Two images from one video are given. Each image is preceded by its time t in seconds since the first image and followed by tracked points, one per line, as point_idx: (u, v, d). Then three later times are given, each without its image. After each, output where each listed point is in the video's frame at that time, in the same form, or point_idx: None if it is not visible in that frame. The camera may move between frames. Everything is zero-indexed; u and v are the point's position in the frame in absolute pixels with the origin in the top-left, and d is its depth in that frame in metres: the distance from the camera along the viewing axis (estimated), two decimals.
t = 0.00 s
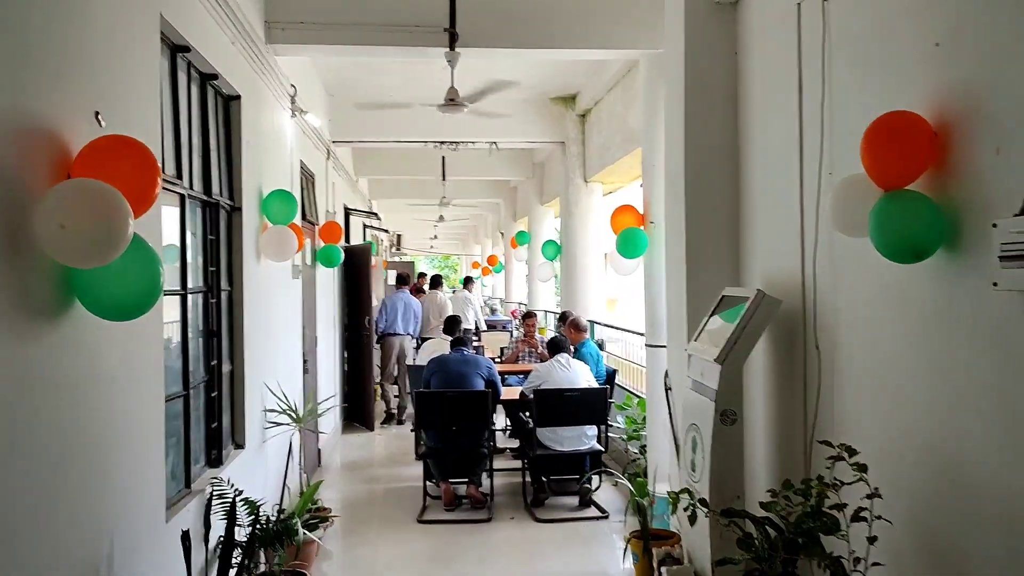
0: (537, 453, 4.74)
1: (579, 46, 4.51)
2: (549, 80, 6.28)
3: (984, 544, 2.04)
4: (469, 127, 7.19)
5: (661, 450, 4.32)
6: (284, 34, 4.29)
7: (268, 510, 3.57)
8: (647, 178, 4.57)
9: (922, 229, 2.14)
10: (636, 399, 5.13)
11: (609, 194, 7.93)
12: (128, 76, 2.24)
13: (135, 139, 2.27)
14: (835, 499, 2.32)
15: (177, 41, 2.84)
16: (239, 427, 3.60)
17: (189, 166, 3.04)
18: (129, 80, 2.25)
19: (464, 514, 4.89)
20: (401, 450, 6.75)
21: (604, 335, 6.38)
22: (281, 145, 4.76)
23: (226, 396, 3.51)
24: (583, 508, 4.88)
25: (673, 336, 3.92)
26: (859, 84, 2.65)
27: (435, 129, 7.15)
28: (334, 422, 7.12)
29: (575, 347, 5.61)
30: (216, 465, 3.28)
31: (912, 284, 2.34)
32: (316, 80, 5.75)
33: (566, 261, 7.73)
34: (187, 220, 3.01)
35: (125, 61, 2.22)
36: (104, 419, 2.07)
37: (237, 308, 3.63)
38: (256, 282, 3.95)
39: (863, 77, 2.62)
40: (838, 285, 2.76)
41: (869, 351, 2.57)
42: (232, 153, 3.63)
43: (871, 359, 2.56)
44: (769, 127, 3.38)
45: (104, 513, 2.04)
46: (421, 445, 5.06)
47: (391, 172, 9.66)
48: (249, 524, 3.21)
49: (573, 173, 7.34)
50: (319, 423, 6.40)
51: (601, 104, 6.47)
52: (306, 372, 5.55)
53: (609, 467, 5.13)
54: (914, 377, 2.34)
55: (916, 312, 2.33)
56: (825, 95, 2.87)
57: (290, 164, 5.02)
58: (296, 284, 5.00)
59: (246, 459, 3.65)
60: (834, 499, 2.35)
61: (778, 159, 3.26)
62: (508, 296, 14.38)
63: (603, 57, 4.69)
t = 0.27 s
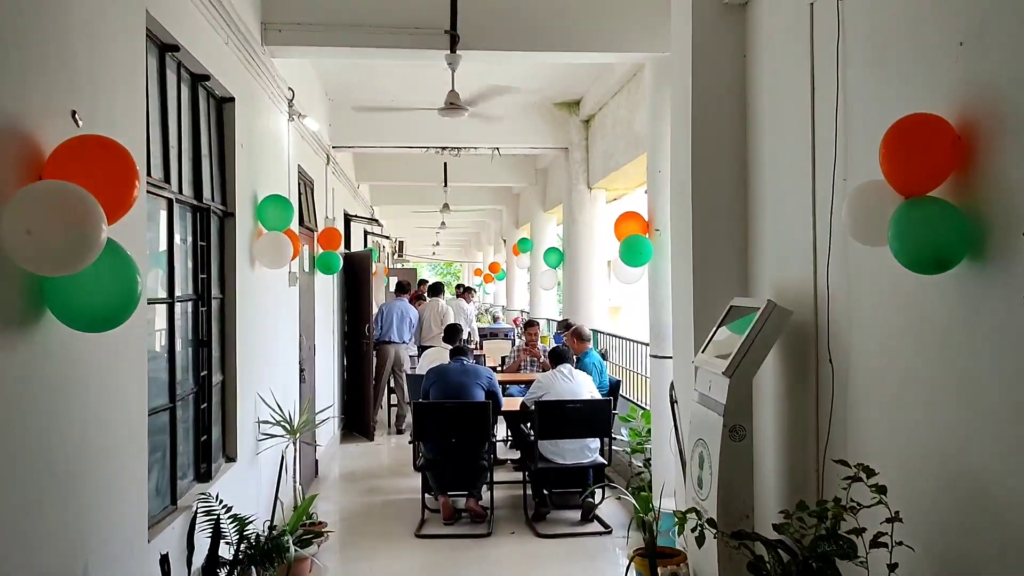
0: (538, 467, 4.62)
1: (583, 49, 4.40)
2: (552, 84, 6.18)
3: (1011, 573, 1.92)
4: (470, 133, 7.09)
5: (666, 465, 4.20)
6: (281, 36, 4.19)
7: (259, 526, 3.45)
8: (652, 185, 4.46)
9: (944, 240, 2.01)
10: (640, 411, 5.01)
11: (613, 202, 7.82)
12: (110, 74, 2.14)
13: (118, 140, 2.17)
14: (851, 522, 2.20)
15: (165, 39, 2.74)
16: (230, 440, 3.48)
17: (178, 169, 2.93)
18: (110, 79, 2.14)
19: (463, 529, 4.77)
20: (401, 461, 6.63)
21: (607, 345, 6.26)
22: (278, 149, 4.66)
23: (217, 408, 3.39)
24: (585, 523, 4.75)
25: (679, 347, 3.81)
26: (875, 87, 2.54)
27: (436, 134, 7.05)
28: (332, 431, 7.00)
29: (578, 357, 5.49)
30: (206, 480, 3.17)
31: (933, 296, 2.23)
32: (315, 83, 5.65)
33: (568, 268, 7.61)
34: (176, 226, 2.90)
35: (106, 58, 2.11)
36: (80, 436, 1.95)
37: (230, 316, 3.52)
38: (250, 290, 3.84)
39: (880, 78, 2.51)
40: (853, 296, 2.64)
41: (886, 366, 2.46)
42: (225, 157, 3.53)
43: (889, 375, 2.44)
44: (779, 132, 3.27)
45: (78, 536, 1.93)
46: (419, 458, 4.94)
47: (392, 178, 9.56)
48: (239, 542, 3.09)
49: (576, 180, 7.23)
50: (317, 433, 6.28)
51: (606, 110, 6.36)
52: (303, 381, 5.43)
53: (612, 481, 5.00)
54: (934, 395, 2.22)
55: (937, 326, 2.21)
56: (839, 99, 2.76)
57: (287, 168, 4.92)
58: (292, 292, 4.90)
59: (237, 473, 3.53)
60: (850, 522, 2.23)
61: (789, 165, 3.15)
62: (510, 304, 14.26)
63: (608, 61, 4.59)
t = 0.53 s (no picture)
0: (538, 476, 4.52)
1: (584, 50, 4.31)
2: (552, 86, 6.09)
3: None
4: (469, 136, 7.00)
5: (669, 475, 4.10)
6: (276, 34, 4.09)
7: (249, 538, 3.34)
8: (655, 189, 4.37)
9: (964, 242, 1.91)
10: (642, 419, 4.90)
11: (613, 207, 7.72)
12: (90, 65, 2.03)
13: (99, 134, 2.06)
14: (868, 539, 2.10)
15: (153, 33, 2.64)
16: (219, 448, 3.38)
17: (167, 168, 2.83)
18: (91, 69, 2.04)
19: (460, 539, 4.66)
20: (397, 469, 6.51)
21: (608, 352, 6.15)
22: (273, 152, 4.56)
23: (207, 416, 3.29)
24: (586, 534, 4.64)
25: (683, 355, 3.71)
26: (890, 85, 2.44)
27: (435, 138, 6.95)
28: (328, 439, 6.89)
29: (577, 364, 5.38)
30: (194, 490, 3.06)
31: (953, 302, 2.13)
32: (312, 84, 5.55)
33: (568, 274, 7.51)
34: (163, 227, 2.79)
35: (87, 49, 2.01)
36: (55, 446, 1.85)
37: (221, 321, 3.42)
38: (242, 294, 3.74)
39: (896, 75, 2.41)
40: (867, 302, 2.54)
41: (903, 375, 2.35)
42: (217, 157, 3.43)
43: (905, 384, 2.34)
44: (787, 133, 3.17)
45: (53, 553, 1.82)
46: (416, 467, 4.83)
47: (390, 183, 9.47)
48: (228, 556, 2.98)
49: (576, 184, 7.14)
50: (312, 441, 6.17)
51: (607, 113, 6.27)
52: (298, 388, 5.33)
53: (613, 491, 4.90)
54: (954, 405, 2.12)
55: (958, 333, 2.11)
56: (852, 98, 2.66)
57: (282, 170, 4.82)
58: (287, 297, 4.80)
59: (227, 483, 3.43)
60: (866, 540, 2.13)
61: (799, 166, 3.05)
62: (509, 311, 14.16)
63: (610, 62, 4.50)
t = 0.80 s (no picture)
0: (540, 486, 4.41)
1: (588, 49, 4.22)
2: (554, 87, 6.00)
3: None
4: (468, 139, 6.90)
5: (674, 486, 3.99)
6: (272, 32, 3.99)
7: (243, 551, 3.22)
8: (661, 191, 4.26)
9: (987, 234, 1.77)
10: (645, 427, 4.79)
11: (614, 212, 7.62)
12: (75, 55, 1.93)
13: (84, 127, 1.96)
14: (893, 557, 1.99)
15: (144, 26, 2.54)
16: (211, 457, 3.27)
17: (157, 167, 2.73)
18: (76, 59, 1.93)
19: (460, 550, 4.54)
20: (395, 477, 6.39)
21: (610, 358, 6.04)
22: (269, 153, 4.46)
23: (199, 424, 3.18)
24: (588, 546, 4.53)
25: (691, 362, 3.60)
26: (912, 81, 2.34)
27: (434, 140, 6.85)
28: (324, 446, 6.77)
29: (579, 370, 5.27)
30: (186, 502, 2.95)
31: (982, 307, 2.02)
32: (309, 84, 5.45)
33: (568, 279, 7.40)
34: (154, 227, 2.69)
35: (71, 38, 1.90)
36: (33, 459, 1.73)
37: (214, 326, 3.31)
38: (236, 298, 3.63)
39: (917, 70, 2.31)
40: (887, 308, 2.44)
41: (927, 383, 2.24)
42: (210, 156, 3.32)
43: (929, 393, 2.23)
44: (800, 133, 3.07)
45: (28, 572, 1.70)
46: (414, 475, 4.72)
47: (388, 186, 9.37)
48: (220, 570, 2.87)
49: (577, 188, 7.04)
50: (308, 449, 6.05)
51: (609, 116, 6.17)
52: (294, 395, 5.21)
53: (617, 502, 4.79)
54: (983, 416, 2.01)
55: (987, 340, 2.00)
56: (870, 95, 2.56)
57: (278, 172, 4.71)
58: (283, 301, 4.69)
59: (219, 493, 3.31)
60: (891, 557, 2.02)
61: (812, 167, 2.95)
62: (507, 316, 14.06)
63: (614, 62, 4.40)
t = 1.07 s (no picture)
0: (545, 501, 4.28)
1: (596, 51, 4.10)
2: (557, 91, 5.89)
3: None
4: (469, 145, 6.79)
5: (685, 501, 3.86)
6: (270, 32, 3.87)
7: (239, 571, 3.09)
8: (670, 198, 4.16)
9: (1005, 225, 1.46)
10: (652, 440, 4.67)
11: (618, 218, 7.51)
12: (58, 49, 1.81)
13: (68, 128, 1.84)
14: None
15: (135, 22, 2.41)
16: (205, 473, 3.14)
17: (149, 170, 2.61)
18: (59, 54, 1.81)
19: (462, 567, 4.41)
20: (394, 490, 6.26)
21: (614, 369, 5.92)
22: (266, 157, 4.34)
23: (192, 440, 3.05)
24: (594, 562, 4.40)
25: (703, 374, 3.48)
26: (942, 81, 2.22)
27: (435, 146, 6.74)
28: (322, 457, 6.63)
29: (584, 381, 5.15)
30: (178, 521, 2.82)
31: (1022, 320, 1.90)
32: (307, 88, 5.34)
33: (571, 287, 7.28)
34: (145, 234, 2.56)
35: (56, 31, 1.78)
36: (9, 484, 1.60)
37: (209, 337, 3.19)
38: (233, 308, 3.51)
39: (948, 70, 2.19)
40: (915, 320, 2.32)
41: (959, 400, 2.12)
42: (205, 160, 3.21)
43: (963, 410, 2.11)
44: (818, 137, 2.96)
45: None
46: (414, 489, 4.59)
47: (388, 192, 9.25)
48: None
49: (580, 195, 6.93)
50: (306, 461, 5.92)
51: (613, 121, 6.06)
52: (291, 406, 5.09)
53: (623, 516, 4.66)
54: None
55: None
56: (895, 96, 2.44)
57: (276, 177, 4.59)
58: (280, 310, 4.56)
59: (214, 511, 3.18)
60: None
61: (832, 172, 2.84)
62: (507, 325, 13.92)
63: (621, 65, 4.29)
